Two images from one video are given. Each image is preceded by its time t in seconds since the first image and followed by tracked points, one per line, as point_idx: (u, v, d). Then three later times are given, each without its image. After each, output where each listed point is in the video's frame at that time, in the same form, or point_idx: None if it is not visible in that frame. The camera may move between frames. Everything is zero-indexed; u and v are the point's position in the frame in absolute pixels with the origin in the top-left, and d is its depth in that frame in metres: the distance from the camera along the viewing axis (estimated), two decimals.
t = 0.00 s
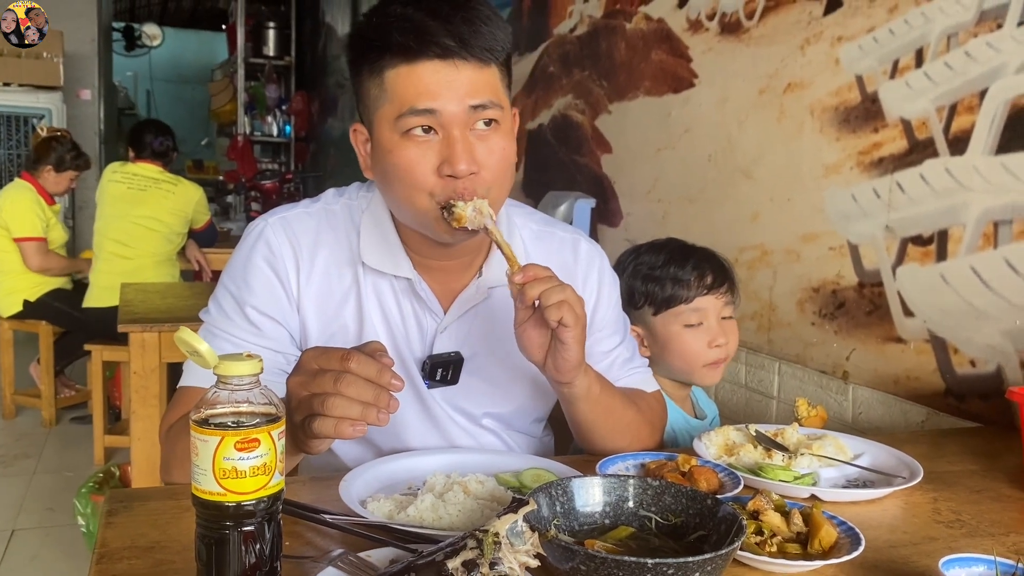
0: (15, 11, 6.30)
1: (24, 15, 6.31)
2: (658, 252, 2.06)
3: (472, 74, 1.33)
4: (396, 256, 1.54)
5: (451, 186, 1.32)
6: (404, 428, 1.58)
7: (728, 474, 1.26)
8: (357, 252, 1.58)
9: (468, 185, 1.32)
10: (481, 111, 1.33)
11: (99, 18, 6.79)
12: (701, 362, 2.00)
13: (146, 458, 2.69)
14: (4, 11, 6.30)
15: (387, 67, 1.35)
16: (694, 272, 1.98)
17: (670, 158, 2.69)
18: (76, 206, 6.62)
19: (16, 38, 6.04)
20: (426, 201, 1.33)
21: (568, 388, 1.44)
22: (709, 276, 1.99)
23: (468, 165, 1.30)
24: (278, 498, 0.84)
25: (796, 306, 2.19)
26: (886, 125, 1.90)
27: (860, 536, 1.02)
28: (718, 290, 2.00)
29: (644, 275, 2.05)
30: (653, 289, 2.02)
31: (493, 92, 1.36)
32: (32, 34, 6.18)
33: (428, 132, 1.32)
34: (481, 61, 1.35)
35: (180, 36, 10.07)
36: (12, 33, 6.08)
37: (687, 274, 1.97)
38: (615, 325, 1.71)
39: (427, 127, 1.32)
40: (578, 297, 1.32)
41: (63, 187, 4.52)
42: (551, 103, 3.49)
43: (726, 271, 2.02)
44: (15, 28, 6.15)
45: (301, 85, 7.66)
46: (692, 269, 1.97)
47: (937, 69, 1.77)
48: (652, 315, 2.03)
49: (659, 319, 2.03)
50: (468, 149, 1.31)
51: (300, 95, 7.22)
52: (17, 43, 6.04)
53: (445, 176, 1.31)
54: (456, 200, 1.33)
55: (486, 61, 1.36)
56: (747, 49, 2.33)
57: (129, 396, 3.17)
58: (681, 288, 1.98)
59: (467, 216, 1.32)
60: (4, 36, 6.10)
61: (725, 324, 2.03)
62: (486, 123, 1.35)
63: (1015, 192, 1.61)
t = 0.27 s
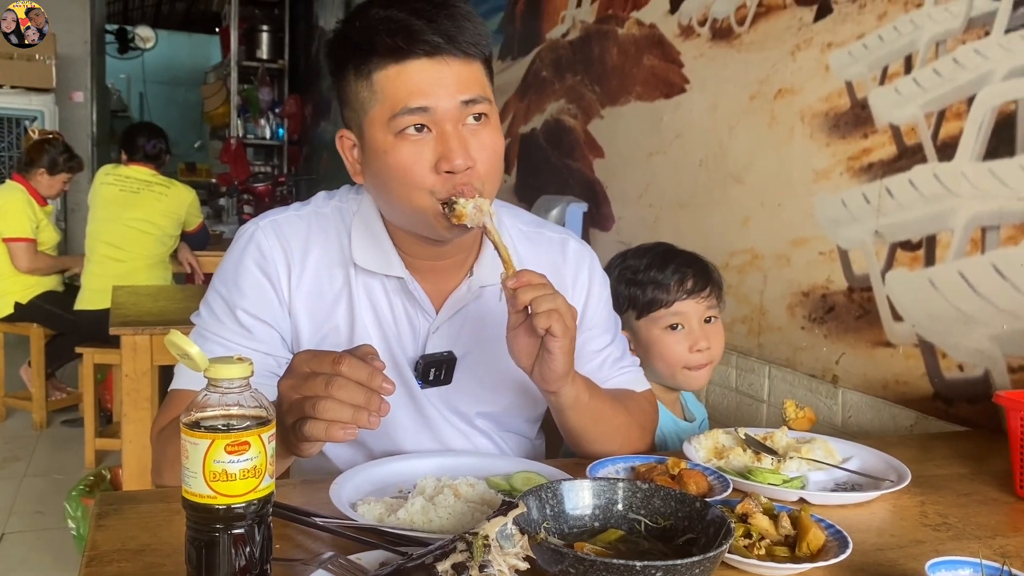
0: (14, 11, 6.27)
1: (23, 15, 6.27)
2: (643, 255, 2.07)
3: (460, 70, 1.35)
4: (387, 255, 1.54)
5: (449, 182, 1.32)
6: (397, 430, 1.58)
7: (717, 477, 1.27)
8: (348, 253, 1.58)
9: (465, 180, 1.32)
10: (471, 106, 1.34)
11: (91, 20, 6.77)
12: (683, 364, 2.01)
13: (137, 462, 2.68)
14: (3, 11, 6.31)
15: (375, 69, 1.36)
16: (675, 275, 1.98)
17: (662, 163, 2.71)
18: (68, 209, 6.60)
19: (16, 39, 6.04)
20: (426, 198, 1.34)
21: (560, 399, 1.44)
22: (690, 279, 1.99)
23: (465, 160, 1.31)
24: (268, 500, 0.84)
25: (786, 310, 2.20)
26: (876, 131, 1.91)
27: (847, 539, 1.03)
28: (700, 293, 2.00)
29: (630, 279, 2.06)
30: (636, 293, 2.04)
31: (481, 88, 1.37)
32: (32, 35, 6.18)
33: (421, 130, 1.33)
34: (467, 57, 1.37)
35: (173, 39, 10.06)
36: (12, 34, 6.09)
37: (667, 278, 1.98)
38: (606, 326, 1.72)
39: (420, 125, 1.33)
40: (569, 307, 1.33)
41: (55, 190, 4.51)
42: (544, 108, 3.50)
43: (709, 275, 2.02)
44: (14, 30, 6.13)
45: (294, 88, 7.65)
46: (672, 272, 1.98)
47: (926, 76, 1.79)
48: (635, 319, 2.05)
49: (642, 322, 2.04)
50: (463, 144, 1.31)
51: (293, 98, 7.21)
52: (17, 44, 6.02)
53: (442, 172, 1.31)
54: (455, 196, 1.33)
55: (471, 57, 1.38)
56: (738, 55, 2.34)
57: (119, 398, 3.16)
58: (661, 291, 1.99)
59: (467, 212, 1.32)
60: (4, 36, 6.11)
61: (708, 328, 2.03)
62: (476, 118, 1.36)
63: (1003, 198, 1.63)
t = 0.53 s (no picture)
0: (15, 11, 6.25)
1: (24, 15, 6.27)
2: (633, 259, 2.08)
3: (434, 69, 1.35)
4: (373, 255, 1.54)
5: (413, 179, 1.33)
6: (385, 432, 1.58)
7: (704, 481, 1.28)
8: (334, 253, 1.58)
9: (429, 178, 1.33)
10: (442, 106, 1.34)
11: (81, 22, 6.74)
12: (669, 368, 2.02)
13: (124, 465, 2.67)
14: (2, 9, 6.28)
15: (348, 62, 1.36)
16: (662, 280, 1.99)
17: (651, 168, 2.72)
18: (57, 211, 6.56)
19: (16, 37, 6.06)
20: (389, 194, 1.35)
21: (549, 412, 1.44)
22: (677, 285, 1.99)
23: (430, 158, 1.31)
24: (253, 504, 0.84)
25: (773, 315, 2.21)
26: (863, 137, 1.92)
27: (832, 542, 1.03)
28: (687, 299, 2.00)
29: (619, 283, 2.07)
30: (623, 297, 2.04)
31: (455, 88, 1.37)
32: (32, 35, 6.20)
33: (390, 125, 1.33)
34: (441, 56, 1.37)
35: (164, 42, 10.03)
36: (10, 33, 6.11)
37: (655, 282, 1.99)
38: (593, 326, 1.73)
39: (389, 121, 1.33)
40: (568, 329, 1.33)
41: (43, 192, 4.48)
42: (535, 112, 3.50)
43: (696, 281, 2.03)
44: (14, 29, 6.12)
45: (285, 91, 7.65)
46: (659, 277, 1.99)
47: (913, 82, 1.81)
48: (622, 323, 2.06)
49: (629, 326, 2.05)
50: (430, 142, 1.32)
51: (284, 101, 7.20)
52: (16, 43, 6.04)
53: (407, 169, 1.32)
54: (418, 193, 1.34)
55: (445, 56, 1.38)
56: (727, 61, 2.35)
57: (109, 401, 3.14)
58: (648, 296, 1.99)
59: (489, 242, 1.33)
60: (2, 35, 6.11)
61: (695, 333, 2.03)
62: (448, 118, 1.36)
63: (988, 204, 1.64)
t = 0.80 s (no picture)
0: (15, 11, 6.34)
1: (24, 15, 6.37)
2: (631, 262, 2.09)
3: (437, 77, 1.35)
4: (359, 256, 1.54)
5: (410, 188, 1.34)
6: (375, 430, 1.59)
7: (694, 482, 1.28)
8: (321, 254, 1.58)
9: (427, 187, 1.34)
10: (444, 115, 1.35)
11: (74, 23, 6.73)
12: (660, 372, 2.03)
13: (115, 467, 2.66)
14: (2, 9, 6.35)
15: (352, 64, 1.36)
16: (658, 285, 1.99)
17: (643, 171, 2.73)
18: (49, 212, 6.54)
19: (17, 38, 6.23)
20: (383, 202, 1.36)
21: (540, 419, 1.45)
22: (673, 292, 2.00)
23: (430, 167, 1.32)
24: (245, 502, 0.84)
25: (764, 318, 2.22)
26: (853, 141, 1.94)
27: (821, 543, 1.04)
28: (681, 306, 2.01)
29: (615, 284, 2.08)
30: (618, 300, 2.05)
31: (456, 97, 1.37)
32: (32, 35, 6.41)
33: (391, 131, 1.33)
34: (445, 64, 1.37)
35: (157, 43, 10.03)
36: (12, 34, 6.31)
37: (651, 287, 1.99)
38: (581, 327, 1.73)
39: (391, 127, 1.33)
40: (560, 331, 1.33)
41: (35, 193, 4.47)
42: (528, 115, 3.51)
43: (692, 288, 2.03)
44: (15, 29, 6.30)
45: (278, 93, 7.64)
46: (657, 282, 2.00)
47: (903, 87, 1.82)
48: (616, 325, 2.06)
49: (622, 329, 2.06)
50: (431, 151, 1.33)
51: (277, 103, 7.19)
52: (17, 43, 6.25)
53: (405, 177, 1.33)
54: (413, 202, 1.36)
55: (449, 65, 1.38)
56: (719, 65, 2.37)
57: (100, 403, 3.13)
58: (643, 300, 2.00)
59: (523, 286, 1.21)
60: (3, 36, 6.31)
61: (687, 340, 2.04)
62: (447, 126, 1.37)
63: (977, 208, 1.65)
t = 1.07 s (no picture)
0: (14, 11, 6.36)
1: (24, 15, 6.37)
2: (626, 266, 2.10)
3: (419, 83, 1.36)
4: (348, 258, 1.54)
5: (396, 190, 1.35)
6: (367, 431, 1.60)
7: (682, 485, 1.29)
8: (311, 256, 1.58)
9: (413, 190, 1.35)
10: (427, 120, 1.36)
11: (69, 26, 6.73)
12: (652, 378, 2.04)
13: (107, 469, 2.66)
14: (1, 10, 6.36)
15: (335, 72, 1.37)
16: (651, 292, 2.01)
17: (635, 176, 2.74)
18: (43, 215, 6.53)
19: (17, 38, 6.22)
20: (371, 204, 1.37)
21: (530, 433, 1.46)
22: (665, 299, 2.01)
23: (415, 170, 1.33)
24: (236, 503, 0.85)
25: (755, 322, 2.24)
26: (843, 147, 1.96)
27: (806, 545, 1.05)
28: (673, 313, 2.02)
29: (609, 289, 2.09)
30: (611, 305, 2.06)
31: (438, 101, 1.38)
32: (32, 35, 6.40)
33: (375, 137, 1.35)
34: (427, 70, 1.38)
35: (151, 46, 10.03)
36: (12, 34, 6.30)
37: (644, 293, 2.01)
38: (570, 329, 1.74)
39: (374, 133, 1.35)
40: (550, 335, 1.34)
41: (30, 196, 4.47)
42: (521, 120, 3.53)
43: (685, 294, 2.04)
44: (15, 30, 6.29)
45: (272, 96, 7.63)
46: (649, 289, 2.01)
47: (891, 94, 1.84)
48: (608, 331, 2.08)
49: (615, 334, 2.08)
50: (414, 155, 1.34)
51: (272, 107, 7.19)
52: (17, 43, 6.25)
53: (391, 180, 1.34)
54: (400, 204, 1.37)
55: (431, 70, 1.39)
56: (711, 71, 2.39)
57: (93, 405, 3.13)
58: (635, 306, 2.01)
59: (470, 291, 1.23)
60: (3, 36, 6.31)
61: (678, 347, 2.05)
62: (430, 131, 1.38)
63: (965, 214, 1.67)
